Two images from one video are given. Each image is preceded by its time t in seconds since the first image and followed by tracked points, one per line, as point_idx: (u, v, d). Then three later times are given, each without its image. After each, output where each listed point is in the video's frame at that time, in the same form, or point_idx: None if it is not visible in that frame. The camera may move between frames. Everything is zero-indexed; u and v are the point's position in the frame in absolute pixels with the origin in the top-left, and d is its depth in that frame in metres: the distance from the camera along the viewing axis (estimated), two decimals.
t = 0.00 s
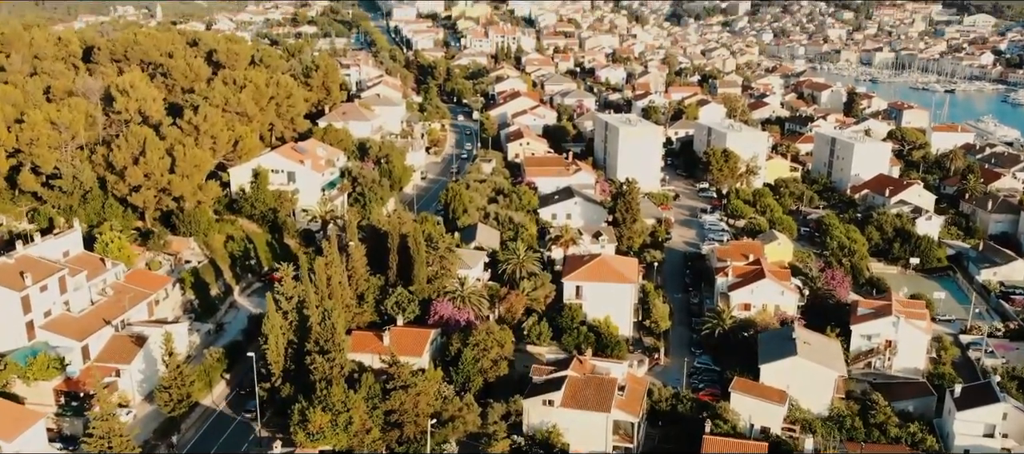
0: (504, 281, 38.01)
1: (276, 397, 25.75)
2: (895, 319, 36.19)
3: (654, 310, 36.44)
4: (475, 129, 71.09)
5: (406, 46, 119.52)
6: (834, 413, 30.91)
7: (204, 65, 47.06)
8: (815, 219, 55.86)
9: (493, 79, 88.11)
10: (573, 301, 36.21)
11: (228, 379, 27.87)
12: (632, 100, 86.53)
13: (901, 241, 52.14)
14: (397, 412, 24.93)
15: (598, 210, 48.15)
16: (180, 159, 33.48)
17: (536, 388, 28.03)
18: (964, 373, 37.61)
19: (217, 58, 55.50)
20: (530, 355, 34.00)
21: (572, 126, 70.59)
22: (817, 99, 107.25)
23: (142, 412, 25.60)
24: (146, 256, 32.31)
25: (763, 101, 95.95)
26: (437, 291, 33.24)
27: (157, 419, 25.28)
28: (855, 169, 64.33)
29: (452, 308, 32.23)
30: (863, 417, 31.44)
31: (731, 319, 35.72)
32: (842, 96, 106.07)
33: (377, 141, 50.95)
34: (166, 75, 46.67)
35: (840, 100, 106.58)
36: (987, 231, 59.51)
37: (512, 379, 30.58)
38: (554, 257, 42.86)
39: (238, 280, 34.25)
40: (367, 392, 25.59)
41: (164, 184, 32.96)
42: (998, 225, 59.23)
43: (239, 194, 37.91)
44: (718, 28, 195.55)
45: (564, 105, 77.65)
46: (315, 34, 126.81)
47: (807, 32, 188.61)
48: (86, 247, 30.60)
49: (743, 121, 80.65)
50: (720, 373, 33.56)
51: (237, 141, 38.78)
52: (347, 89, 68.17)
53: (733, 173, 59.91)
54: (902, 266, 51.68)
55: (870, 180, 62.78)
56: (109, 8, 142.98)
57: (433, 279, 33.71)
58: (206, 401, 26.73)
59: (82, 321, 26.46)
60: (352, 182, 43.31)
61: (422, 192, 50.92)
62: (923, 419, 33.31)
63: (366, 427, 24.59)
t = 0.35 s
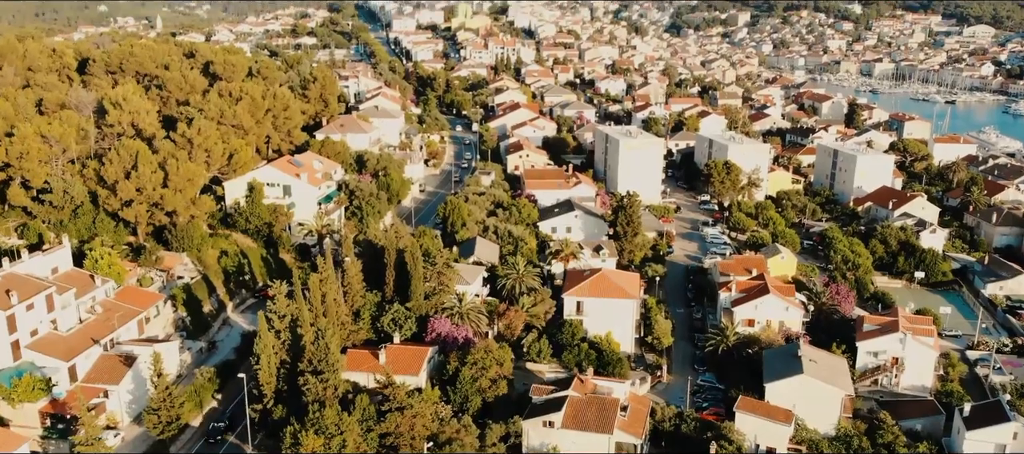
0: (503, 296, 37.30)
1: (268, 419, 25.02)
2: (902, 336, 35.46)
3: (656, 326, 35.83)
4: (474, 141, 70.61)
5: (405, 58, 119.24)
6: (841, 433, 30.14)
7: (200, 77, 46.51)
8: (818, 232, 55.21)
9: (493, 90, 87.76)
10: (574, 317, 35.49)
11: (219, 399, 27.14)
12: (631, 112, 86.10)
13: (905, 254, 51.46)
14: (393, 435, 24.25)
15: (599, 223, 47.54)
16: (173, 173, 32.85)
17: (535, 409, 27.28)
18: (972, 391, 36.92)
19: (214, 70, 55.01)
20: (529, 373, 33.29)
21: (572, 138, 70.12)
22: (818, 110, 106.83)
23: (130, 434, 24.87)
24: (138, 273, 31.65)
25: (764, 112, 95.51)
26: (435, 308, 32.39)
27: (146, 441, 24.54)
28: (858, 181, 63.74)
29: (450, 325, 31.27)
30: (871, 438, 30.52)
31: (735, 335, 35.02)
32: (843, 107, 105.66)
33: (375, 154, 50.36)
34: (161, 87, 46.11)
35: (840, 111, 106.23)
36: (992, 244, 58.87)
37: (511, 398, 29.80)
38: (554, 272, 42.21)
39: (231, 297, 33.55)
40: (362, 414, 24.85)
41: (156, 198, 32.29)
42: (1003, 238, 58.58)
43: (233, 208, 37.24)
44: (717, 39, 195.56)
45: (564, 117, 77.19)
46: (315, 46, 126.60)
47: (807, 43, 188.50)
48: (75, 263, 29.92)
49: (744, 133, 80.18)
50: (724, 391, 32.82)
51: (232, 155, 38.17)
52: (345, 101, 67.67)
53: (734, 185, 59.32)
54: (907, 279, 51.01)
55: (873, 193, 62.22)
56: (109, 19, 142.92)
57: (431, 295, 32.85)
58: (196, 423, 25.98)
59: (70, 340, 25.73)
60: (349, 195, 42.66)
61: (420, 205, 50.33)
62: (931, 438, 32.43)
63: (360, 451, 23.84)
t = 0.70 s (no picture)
0: (502, 312, 36.55)
1: (259, 441, 24.26)
2: (910, 352, 34.76)
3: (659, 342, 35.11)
4: (474, 153, 70.07)
5: (405, 69, 118.94)
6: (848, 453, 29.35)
7: (195, 89, 45.97)
8: (821, 245, 54.57)
9: (492, 102, 87.32)
10: (575, 333, 34.82)
11: (210, 420, 26.37)
12: (632, 123, 85.57)
13: (910, 268, 50.78)
14: None
15: (600, 237, 46.88)
16: (166, 187, 32.18)
17: (536, 430, 26.56)
18: (981, 408, 36.19)
19: (211, 81, 54.51)
20: (529, 391, 32.54)
21: (572, 150, 69.59)
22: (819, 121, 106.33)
23: None
24: (129, 289, 30.95)
25: (765, 123, 95.02)
26: (433, 325, 31.53)
27: None
28: (861, 193, 63.12)
29: (448, 342, 30.45)
30: None
31: (739, 352, 34.27)
32: (844, 118, 105.18)
33: (373, 166, 49.78)
34: (156, 99, 45.55)
35: (842, 122, 105.77)
36: (997, 256, 58.20)
37: (510, 419, 29.01)
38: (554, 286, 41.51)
39: (225, 314, 32.82)
40: (356, 437, 24.08)
41: (148, 213, 31.62)
42: (1008, 250, 57.93)
43: (227, 222, 36.53)
44: (718, 50, 195.45)
45: (564, 129, 76.68)
46: (314, 57, 126.32)
47: (807, 54, 188.37)
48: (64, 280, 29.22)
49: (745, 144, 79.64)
50: (728, 410, 32.06)
51: (226, 168, 37.54)
52: (344, 113, 67.17)
53: (736, 198, 58.66)
54: (912, 293, 50.30)
55: (876, 205, 61.61)
56: (110, 29, 142.63)
57: (429, 311, 32.02)
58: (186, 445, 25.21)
59: (57, 359, 25.00)
60: (346, 209, 41.97)
61: (418, 218, 49.68)
62: None
63: None
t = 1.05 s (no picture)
0: (502, 328, 35.77)
1: None
2: (917, 370, 34.02)
3: (662, 359, 34.33)
4: (473, 165, 69.51)
5: (405, 80, 118.56)
6: None
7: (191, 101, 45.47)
8: (825, 259, 53.91)
9: (492, 114, 86.90)
10: (575, 350, 34.12)
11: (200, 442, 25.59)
12: (632, 135, 85.06)
13: (915, 282, 50.10)
14: None
15: (601, 250, 46.22)
16: (158, 201, 31.57)
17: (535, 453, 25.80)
18: (991, 427, 35.41)
19: (208, 93, 54.03)
20: (529, 410, 31.71)
21: (572, 162, 69.06)
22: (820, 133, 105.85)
23: None
24: (119, 305, 30.25)
25: (766, 135, 94.51)
26: (430, 342, 30.71)
27: None
28: (865, 205, 62.48)
29: (445, 361, 29.68)
30: None
31: (744, 369, 33.52)
32: (845, 130, 104.70)
33: (372, 179, 49.18)
34: (150, 111, 45.04)
35: (843, 134, 105.30)
36: (1002, 270, 57.50)
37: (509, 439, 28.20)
38: (555, 301, 40.80)
39: (218, 330, 32.06)
40: None
41: (140, 228, 30.98)
42: (1013, 264, 57.24)
43: (221, 236, 35.85)
44: (717, 61, 195.32)
45: (564, 141, 76.18)
46: (314, 68, 126.02)
47: (807, 65, 188.20)
48: (52, 297, 28.52)
49: (746, 156, 79.12)
50: (733, 429, 31.31)
51: (221, 182, 36.94)
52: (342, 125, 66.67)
53: (738, 210, 58.02)
54: (917, 308, 49.58)
55: (880, 218, 60.99)
56: (110, 40, 142.27)
57: (426, 328, 31.24)
58: None
59: (43, 380, 24.27)
60: (343, 222, 41.27)
61: (417, 231, 49.04)
62: None
63: None
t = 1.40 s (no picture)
0: (501, 344, 35.00)
1: None
2: (926, 388, 33.27)
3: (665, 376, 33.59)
4: (473, 177, 68.93)
5: (405, 92, 118.21)
6: None
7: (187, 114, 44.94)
8: (829, 272, 53.24)
9: (491, 125, 86.43)
10: (576, 367, 33.41)
11: None
12: (632, 147, 84.52)
13: (920, 296, 49.38)
14: None
15: (602, 264, 45.56)
16: (150, 215, 30.96)
17: None
18: (1001, 446, 34.63)
19: (205, 104, 53.50)
20: (529, 429, 30.92)
21: (573, 174, 68.52)
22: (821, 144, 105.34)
23: None
24: (109, 323, 29.55)
25: (767, 146, 94.00)
26: (428, 359, 29.91)
27: None
28: (868, 218, 61.86)
29: (443, 379, 28.86)
30: None
31: (749, 387, 32.78)
32: (847, 141, 104.23)
33: (369, 192, 48.56)
34: (146, 124, 44.51)
35: (844, 145, 104.83)
36: (1008, 283, 56.79)
37: None
38: (555, 316, 40.10)
39: (210, 347, 31.33)
40: None
41: (131, 243, 30.36)
42: (1019, 277, 56.54)
43: (216, 251, 35.18)
44: (717, 72, 195.22)
45: (564, 152, 75.66)
46: (314, 79, 125.68)
47: (807, 76, 188.00)
48: (39, 316, 27.78)
49: (748, 168, 78.58)
50: (738, 449, 30.55)
51: (215, 196, 36.33)
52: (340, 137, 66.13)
53: (740, 223, 57.37)
54: (923, 323, 48.86)
55: (883, 230, 60.37)
56: (110, 51, 141.91)
57: (423, 345, 30.47)
58: None
59: (28, 401, 23.49)
60: (340, 236, 40.55)
61: (415, 245, 48.39)
62: None
63: None
